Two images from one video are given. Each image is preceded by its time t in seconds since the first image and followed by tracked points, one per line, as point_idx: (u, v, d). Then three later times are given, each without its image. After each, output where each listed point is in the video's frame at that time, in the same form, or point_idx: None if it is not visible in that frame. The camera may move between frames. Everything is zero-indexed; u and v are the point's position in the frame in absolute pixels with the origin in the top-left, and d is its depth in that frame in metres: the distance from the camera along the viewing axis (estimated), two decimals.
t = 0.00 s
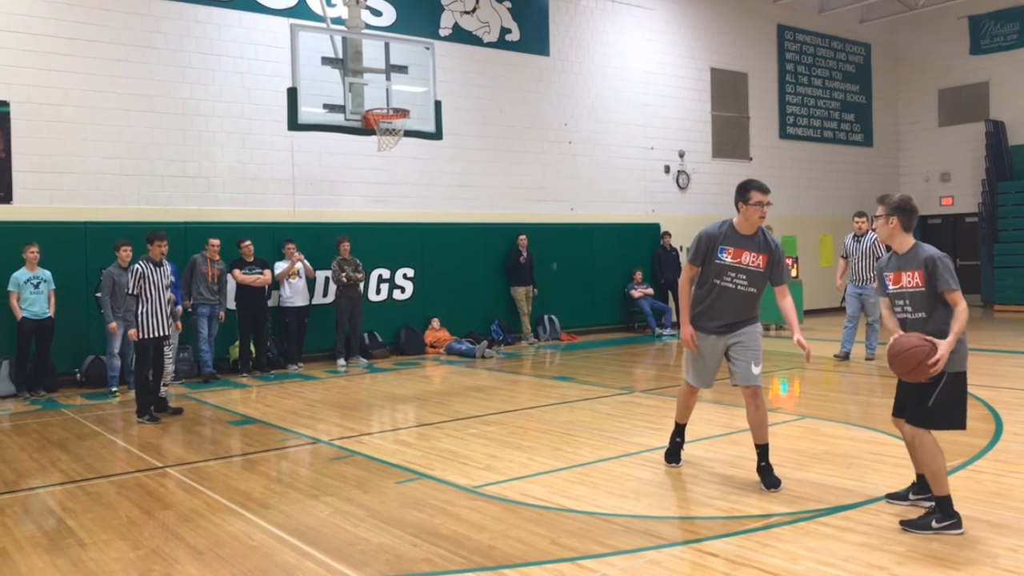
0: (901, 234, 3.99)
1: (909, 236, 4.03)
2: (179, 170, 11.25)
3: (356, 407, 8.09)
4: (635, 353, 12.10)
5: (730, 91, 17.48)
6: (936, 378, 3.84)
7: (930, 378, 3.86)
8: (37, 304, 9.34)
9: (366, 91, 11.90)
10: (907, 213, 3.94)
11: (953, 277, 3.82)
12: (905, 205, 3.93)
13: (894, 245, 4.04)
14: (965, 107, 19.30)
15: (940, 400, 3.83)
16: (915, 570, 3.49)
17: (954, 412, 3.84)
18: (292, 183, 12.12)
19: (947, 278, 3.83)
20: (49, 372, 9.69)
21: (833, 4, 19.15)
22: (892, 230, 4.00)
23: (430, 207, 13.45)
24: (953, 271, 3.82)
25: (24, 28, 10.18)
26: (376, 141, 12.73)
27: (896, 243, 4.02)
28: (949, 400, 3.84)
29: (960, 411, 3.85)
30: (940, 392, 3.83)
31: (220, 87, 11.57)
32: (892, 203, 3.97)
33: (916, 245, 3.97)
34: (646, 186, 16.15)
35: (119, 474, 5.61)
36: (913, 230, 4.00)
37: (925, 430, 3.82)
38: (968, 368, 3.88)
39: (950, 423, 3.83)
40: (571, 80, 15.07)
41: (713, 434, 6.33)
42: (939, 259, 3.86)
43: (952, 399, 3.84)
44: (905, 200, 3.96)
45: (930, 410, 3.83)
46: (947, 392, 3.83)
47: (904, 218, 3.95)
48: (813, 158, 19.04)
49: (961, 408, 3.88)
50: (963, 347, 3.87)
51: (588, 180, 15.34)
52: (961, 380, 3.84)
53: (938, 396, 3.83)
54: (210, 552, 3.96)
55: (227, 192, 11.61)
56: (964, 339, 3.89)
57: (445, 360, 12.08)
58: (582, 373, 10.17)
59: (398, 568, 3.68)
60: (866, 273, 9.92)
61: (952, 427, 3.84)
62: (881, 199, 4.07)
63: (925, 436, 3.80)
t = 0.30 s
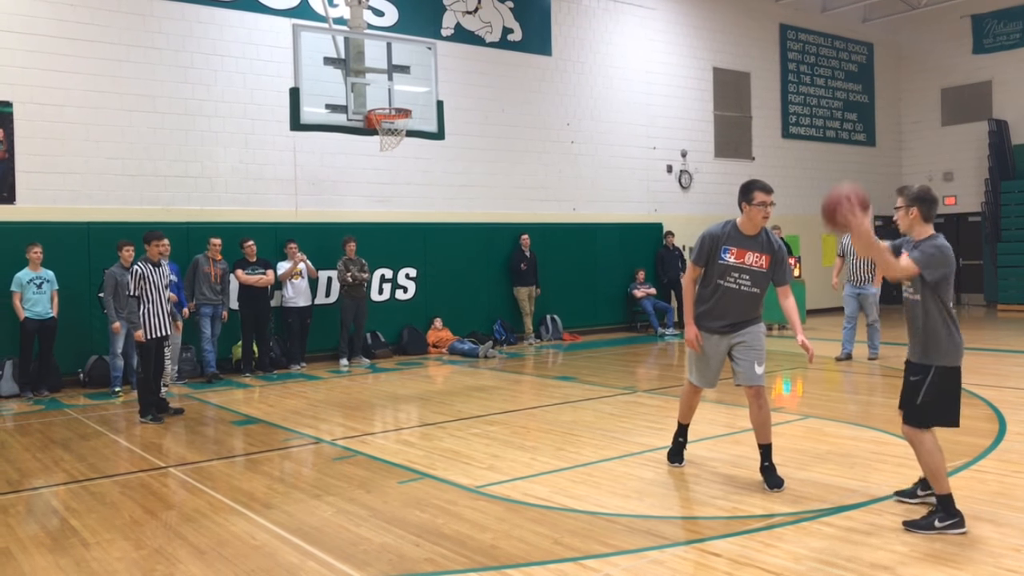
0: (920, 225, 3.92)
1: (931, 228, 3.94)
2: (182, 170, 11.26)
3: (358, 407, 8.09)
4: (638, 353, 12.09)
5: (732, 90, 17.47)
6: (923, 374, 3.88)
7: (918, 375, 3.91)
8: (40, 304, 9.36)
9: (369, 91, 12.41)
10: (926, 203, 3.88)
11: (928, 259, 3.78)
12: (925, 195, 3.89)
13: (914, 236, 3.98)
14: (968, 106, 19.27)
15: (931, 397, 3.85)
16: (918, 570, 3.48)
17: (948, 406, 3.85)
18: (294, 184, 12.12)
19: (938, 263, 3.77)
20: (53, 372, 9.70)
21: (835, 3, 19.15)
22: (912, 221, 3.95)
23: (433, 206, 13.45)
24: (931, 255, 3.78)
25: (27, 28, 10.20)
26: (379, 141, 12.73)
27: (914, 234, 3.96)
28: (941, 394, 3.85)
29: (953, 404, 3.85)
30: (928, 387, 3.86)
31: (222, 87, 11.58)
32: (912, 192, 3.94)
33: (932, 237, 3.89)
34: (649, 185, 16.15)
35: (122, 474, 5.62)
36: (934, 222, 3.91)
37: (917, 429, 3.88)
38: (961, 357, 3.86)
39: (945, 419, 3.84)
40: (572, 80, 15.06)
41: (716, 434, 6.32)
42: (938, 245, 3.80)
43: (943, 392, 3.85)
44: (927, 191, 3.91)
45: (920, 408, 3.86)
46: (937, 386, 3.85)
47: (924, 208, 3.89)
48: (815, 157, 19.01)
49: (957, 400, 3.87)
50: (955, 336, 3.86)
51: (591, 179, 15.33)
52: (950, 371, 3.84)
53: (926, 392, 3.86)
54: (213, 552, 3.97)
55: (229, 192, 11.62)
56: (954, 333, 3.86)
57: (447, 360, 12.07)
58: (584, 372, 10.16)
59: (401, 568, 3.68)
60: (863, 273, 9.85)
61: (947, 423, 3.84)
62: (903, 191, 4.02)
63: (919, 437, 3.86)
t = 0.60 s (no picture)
0: (923, 224, 4.00)
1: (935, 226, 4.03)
2: (182, 170, 11.26)
3: (359, 408, 8.10)
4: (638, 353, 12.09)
5: (733, 91, 17.46)
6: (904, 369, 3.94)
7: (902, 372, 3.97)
8: (39, 304, 9.37)
9: (368, 92, 12.38)
10: (929, 204, 3.94)
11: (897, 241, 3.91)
12: (926, 195, 3.94)
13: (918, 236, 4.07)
14: (968, 107, 19.27)
15: (914, 393, 3.88)
16: (918, 570, 3.48)
17: (932, 400, 3.87)
18: (295, 184, 12.13)
19: (906, 243, 3.89)
20: (52, 372, 9.70)
21: (835, 3, 19.16)
22: (916, 221, 4.02)
23: (434, 207, 13.47)
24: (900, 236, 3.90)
25: (27, 29, 10.21)
26: (379, 141, 12.74)
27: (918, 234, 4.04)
28: (926, 388, 3.87)
29: (937, 397, 3.87)
30: (910, 381, 3.91)
31: (222, 88, 11.58)
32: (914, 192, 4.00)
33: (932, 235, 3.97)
34: (649, 186, 16.15)
35: (122, 474, 5.62)
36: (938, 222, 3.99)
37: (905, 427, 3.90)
38: (943, 345, 3.87)
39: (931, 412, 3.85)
40: (573, 80, 15.06)
41: (716, 434, 6.32)
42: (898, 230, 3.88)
43: (927, 383, 3.88)
44: (930, 191, 3.96)
45: (905, 405, 3.89)
46: (918, 379, 3.88)
47: (927, 208, 3.95)
48: (816, 157, 19.01)
49: (943, 393, 3.88)
50: (935, 323, 3.89)
51: (590, 180, 15.32)
52: (929, 359, 3.88)
53: (909, 387, 3.90)
54: (213, 552, 3.97)
55: (229, 192, 11.62)
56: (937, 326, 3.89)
57: (448, 360, 12.09)
58: (584, 372, 10.17)
59: (401, 568, 3.68)
60: (856, 272, 9.78)
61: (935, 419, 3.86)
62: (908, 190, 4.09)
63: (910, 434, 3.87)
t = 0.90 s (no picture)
0: (922, 223, 4.02)
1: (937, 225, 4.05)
2: (182, 170, 11.26)
3: (360, 408, 8.11)
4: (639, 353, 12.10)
5: (733, 91, 17.46)
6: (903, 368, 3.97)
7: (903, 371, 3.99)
8: (39, 304, 9.37)
9: (369, 92, 12.38)
10: (930, 202, 3.97)
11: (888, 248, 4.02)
12: (924, 194, 3.98)
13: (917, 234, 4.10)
14: (969, 107, 19.27)
15: (911, 392, 3.91)
16: (918, 570, 3.48)
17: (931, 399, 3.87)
18: (295, 184, 12.13)
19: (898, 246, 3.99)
20: (53, 372, 9.71)
21: (835, 3, 19.15)
22: (916, 219, 4.06)
23: (434, 207, 13.47)
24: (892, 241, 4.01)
25: (29, 29, 10.22)
26: (379, 142, 12.75)
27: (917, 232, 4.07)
28: (923, 387, 3.88)
29: (936, 393, 3.87)
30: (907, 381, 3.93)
31: (223, 88, 11.59)
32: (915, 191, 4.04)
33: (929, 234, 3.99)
34: (650, 186, 16.15)
35: (122, 474, 5.62)
36: (937, 221, 4.01)
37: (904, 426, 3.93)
38: (938, 343, 3.88)
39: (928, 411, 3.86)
40: (573, 80, 15.06)
41: (716, 435, 6.32)
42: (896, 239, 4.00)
43: (925, 379, 3.89)
44: (930, 190, 3.98)
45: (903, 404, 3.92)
46: (915, 378, 3.90)
47: (928, 207, 3.98)
48: (816, 158, 19.01)
49: (941, 392, 3.88)
50: (931, 321, 3.91)
51: (591, 180, 15.32)
52: (924, 358, 3.89)
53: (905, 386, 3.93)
54: (214, 552, 3.97)
55: (230, 192, 11.62)
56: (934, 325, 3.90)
57: (449, 360, 12.10)
58: (585, 373, 10.17)
59: (402, 568, 3.68)
60: (854, 271, 9.73)
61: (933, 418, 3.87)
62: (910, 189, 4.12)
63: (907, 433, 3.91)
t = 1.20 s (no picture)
0: (914, 226, 4.03)
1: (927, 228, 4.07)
2: (183, 170, 11.26)
3: (360, 407, 8.11)
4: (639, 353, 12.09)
5: (734, 91, 17.46)
6: (914, 374, 3.90)
7: (911, 376, 3.93)
8: (40, 304, 9.38)
9: (369, 92, 12.46)
10: (923, 206, 3.97)
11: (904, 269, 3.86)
12: (919, 198, 3.98)
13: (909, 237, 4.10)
14: (970, 107, 19.26)
15: (922, 397, 3.86)
16: (919, 570, 3.48)
17: (943, 405, 3.84)
18: (296, 184, 12.13)
19: (916, 268, 3.85)
20: (53, 372, 9.71)
21: (836, 3, 19.15)
22: (908, 222, 4.06)
23: (435, 207, 13.47)
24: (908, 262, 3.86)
25: (29, 29, 10.23)
26: (380, 142, 12.77)
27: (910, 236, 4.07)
28: (935, 393, 3.84)
29: (946, 399, 3.84)
30: (919, 386, 3.88)
31: (224, 88, 11.59)
32: (909, 194, 4.03)
33: (925, 238, 3.99)
34: (650, 186, 16.15)
35: (122, 474, 5.63)
36: (931, 224, 4.01)
37: (913, 431, 3.89)
38: (951, 347, 3.85)
39: (939, 417, 3.84)
40: (573, 80, 15.06)
41: (717, 434, 6.32)
42: (908, 251, 3.89)
43: (937, 384, 3.84)
44: (924, 193, 3.98)
45: (912, 410, 3.87)
46: (928, 384, 3.85)
47: (920, 210, 3.98)
48: (817, 158, 19.01)
49: (952, 396, 3.85)
50: (943, 325, 3.87)
51: (591, 180, 15.32)
52: (938, 364, 3.84)
53: (916, 392, 3.88)
54: (214, 552, 3.97)
55: (230, 192, 11.62)
56: (949, 328, 3.86)
57: (450, 360, 12.11)
58: (585, 373, 10.17)
59: (403, 568, 3.68)
60: (857, 271, 9.70)
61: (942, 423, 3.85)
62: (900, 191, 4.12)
63: (915, 438, 3.87)
